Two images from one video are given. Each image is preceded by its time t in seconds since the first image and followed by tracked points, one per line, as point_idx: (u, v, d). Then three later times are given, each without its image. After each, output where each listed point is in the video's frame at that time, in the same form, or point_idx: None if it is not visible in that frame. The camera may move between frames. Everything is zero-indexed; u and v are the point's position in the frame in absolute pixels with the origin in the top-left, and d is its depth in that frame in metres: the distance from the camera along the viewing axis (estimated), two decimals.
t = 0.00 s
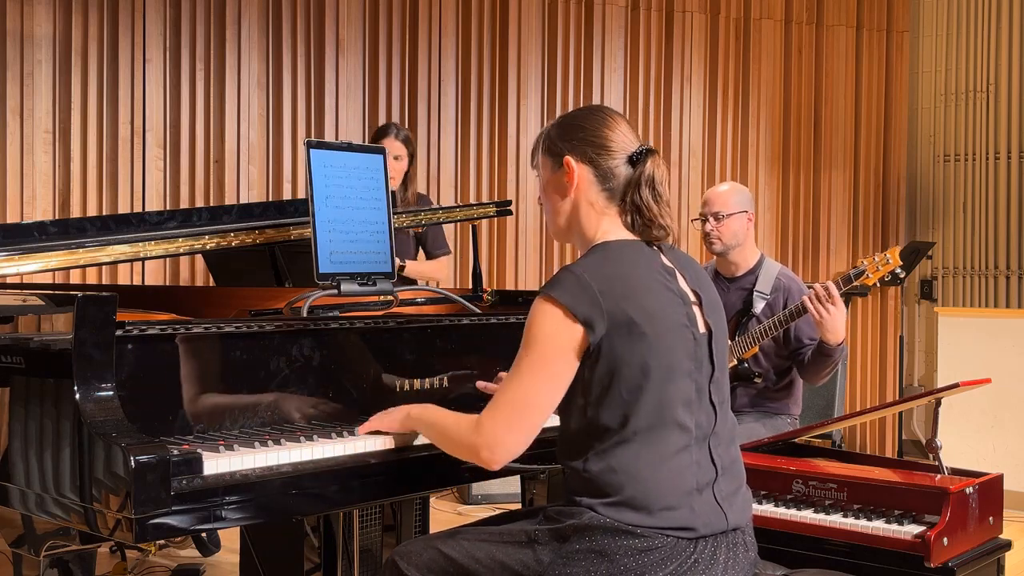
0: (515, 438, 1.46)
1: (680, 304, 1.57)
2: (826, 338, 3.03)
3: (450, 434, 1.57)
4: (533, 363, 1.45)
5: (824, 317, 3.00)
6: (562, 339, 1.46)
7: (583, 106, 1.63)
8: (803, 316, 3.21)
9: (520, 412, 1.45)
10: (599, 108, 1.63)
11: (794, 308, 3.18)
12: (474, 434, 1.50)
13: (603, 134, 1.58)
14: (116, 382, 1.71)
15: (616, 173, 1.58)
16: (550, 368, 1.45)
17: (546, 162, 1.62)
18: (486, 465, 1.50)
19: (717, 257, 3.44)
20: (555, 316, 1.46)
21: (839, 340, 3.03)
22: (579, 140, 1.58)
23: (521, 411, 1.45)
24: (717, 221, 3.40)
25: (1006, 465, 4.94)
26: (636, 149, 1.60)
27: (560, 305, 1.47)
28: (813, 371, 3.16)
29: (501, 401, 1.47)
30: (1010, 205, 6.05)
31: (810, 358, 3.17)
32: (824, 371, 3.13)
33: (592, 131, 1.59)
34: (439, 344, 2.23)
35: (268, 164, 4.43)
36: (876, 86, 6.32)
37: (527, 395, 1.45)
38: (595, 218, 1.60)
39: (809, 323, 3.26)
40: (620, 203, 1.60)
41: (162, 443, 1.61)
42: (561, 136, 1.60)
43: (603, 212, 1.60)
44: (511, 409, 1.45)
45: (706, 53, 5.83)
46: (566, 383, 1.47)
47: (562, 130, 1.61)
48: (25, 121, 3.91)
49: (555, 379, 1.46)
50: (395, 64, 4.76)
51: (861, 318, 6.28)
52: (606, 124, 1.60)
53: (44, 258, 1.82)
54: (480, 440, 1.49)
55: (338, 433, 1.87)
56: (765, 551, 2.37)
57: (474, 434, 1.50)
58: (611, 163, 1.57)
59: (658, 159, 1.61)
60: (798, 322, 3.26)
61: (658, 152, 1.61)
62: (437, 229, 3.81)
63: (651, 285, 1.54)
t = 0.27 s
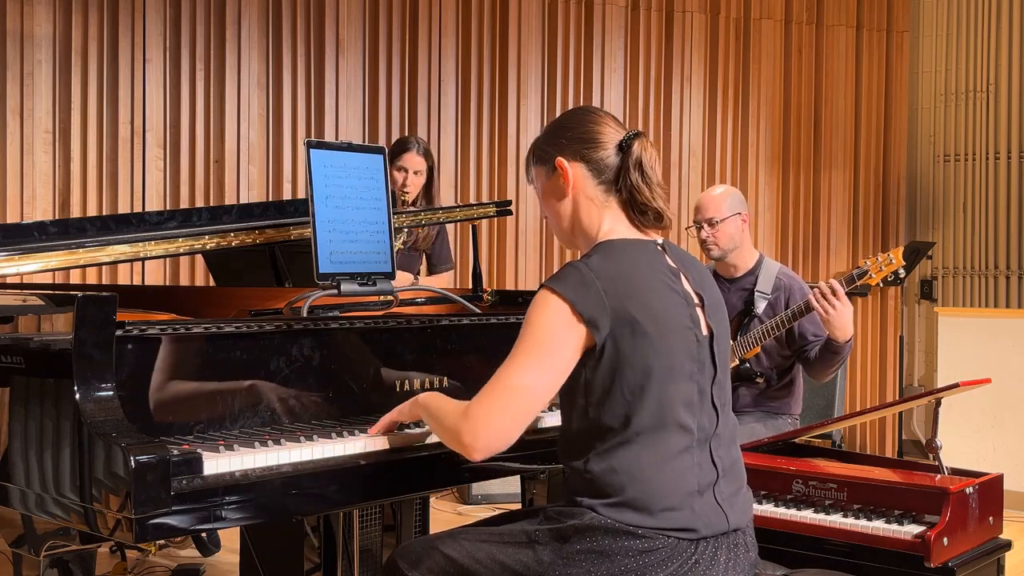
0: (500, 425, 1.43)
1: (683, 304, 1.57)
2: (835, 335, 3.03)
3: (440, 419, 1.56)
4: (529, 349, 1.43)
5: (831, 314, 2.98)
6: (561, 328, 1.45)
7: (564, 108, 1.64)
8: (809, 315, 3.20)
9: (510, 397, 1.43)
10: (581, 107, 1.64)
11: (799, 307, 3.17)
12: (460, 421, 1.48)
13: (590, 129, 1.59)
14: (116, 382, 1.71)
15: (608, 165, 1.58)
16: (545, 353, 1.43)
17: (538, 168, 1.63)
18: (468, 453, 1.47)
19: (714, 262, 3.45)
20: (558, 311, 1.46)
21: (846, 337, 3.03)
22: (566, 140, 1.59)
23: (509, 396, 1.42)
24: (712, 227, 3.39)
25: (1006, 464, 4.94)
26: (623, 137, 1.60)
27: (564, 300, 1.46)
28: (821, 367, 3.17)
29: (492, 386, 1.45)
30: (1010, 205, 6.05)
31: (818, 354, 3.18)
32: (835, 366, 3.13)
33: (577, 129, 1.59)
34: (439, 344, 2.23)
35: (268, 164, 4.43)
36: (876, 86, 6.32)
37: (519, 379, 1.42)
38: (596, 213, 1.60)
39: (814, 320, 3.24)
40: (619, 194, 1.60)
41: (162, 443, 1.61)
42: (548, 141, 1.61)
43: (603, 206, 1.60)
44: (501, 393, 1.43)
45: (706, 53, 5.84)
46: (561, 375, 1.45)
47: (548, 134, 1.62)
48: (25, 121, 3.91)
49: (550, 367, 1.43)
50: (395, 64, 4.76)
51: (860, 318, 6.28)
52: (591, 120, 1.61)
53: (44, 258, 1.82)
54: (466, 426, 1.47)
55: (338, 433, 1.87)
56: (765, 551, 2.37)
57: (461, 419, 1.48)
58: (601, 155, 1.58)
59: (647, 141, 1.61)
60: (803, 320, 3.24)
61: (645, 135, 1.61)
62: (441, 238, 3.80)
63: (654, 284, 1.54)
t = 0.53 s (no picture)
0: (457, 388, 1.44)
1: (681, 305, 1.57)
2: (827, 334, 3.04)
3: (410, 393, 1.55)
4: (507, 322, 1.44)
5: (824, 313, 3.00)
6: (544, 318, 1.44)
7: (566, 108, 1.63)
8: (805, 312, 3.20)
9: (475, 365, 1.43)
10: (582, 106, 1.63)
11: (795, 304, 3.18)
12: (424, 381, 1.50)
13: (589, 133, 1.58)
14: (116, 383, 1.71)
15: (608, 170, 1.57)
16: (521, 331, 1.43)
17: (537, 171, 1.63)
18: (425, 410, 1.49)
19: (714, 258, 3.45)
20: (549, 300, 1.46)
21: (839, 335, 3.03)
22: (565, 145, 1.58)
23: (475, 365, 1.43)
24: (712, 221, 3.40)
25: (1006, 465, 4.94)
26: (623, 141, 1.59)
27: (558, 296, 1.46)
28: (817, 365, 3.17)
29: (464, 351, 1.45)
30: (1010, 205, 6.04)
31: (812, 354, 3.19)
32: (829, 368, 3.14)
33: (575, 132, 1.59)
34: (438, 344, 2.23)
35: (268, 164, 4.43)
36: (876, 86, 6.32)
37: (489, 348, 1.43)
38: (595, 219, 1.60)
39: (808, 320, 3.26)
40: (617, 199, 1.60)
41: (162, 443, 1.61)
42: (546, 144, 1.61)
43: (602, 212, 1.60)
44: (469, 359, 1.43)
45: (706, 53, 5.84)
46: (531, 356, 1.44)
47: (547, 136, 1.61)
48: (25, 121, 3.91)
49: (521, 346, 1.43)
50: (395, 63, 4.76)
51: (861, 317, 6.28)
52: (588, 122, 1.60)
53: (44, 258, 1.82)
54: (429, 383, 1.48)
55: (338, 433, 1.87)
56: (765, 551, 2.37)
57: (428, 376, 1.49)
58: (601, 160, 1.57)
59: (646, 144, 1.61)
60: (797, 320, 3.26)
61: (645, 138, 1.60)
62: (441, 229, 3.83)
63: (652, 284, 1.54)
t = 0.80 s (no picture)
0: (452, 393, 1.46)
1: (677, 305, 1.57)
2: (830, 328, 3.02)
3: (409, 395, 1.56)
4: (501, 327, 1.45)
5: (827, 309, 2.98)
6: (537, 321, 1.45)
7: (580, 103, 1.61)
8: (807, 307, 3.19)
9: (470, 371, 1.44)
10: (596, 105, 1.61)
11: (794, 302, 3.17)
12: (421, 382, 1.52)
13: (599, 140, 1.57)
14: (116, 383, 1.71)
15: (615, 179, 1.57)
16: (516, 338, 1.44)
17: (542, 165, 1.62)
18: (420, 411, 1.51)
19: (714, 255, 3.45)
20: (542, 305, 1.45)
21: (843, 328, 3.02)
22: (575, 146, 1.57)
23: (470, 370, 1.44)
24: (714, 218, 3.42)
25: (1006, 465, 4.94)
26: (634, 150, 1.58)
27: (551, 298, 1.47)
28: (819, 365, 3.17)
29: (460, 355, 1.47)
30: (1010, 205, 6.04)
31: (815, 351, 3.17)
32: (832, 363, 3.12)
33: (585, 136, 1.57)
34: (438, 344, 2.23)
35: (268, 164, 4.43)
36: (876, 87, 6.32)
37: (485, 354, 1.44)
38: (595, 222, 1.61)
39: (808, 317, 3.27)
40: (620, 206, 1.60)
41: (162, 443, 1.61)
42: (554, 140, 1.59)
43: (603, 216, 1.60)
44: (464, 365, 1.45)
45: (706, 53, 5.84)
46: (526, 362, 1.45)
47: (556, 132, 1.59)
48: (25, 121, 3.91)
49: (515, 352, 1.44)
50: (396, 63, 4.76)
51: (861, 318, 6.28)
52: (599, 126, 1.58)
53: (44, 258, 1.82)
54: (426, 385, 1.50)
55: (338, 433, 1.88)
56: (765, 551, 2.37)
57: (424, 378, 1.51)
58: (608, 169, 1.56)
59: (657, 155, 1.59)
60: (798, 318, 3.27)
61: (656, 150, 1.58)
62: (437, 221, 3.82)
63: (647, 285, 1.54)
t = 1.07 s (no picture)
0: (500, 433, 1.46)
1: (677, 307, 1.56)
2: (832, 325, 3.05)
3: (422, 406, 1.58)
4: (527, 358, 1.45)
5: (831, 309, 3.00)
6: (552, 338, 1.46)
7: (593, 102, 1.60)
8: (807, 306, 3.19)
9: (511, 407, 1.45)
10: (609, 105, 1.60)
11: (795, 301, 3.17)
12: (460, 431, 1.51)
13: (610, 144, 1.56)
14: (116, 382, 1.71)
15: (621, 183, 1.57)
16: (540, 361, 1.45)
17: (549, 160, 1.61)
18: (470, 458, 1.51)
19: (714, 255, 3.46)
20: (547, 317, 1.46)
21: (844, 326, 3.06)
22: (585, 145, 1.57)
23: (512, 406, 1.45)
24: (714, 218, 3.41)
25: (1006, 465, 4.94)
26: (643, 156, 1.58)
27: (556, 307, 1.46)
28: (823, 364, 3.21)
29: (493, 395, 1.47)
30: (1010, 205, 6.04)
31: (819, 348, 3.21)
32: (835, 362, 3.17)
33: (596, 138, 1.57)
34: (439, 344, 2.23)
35: (268, 164, 4.43)
36: (876, 87, 6.33)
37: (519, 389, 1.45)
38: (595, 223, 1.61)
39: (810, 315, 3.27)
40: (622, 209, 1.60)
41: (163, 442, 1.61)
42: (565, 137, 1.58)
43: (605, 218, 1.60)
44: (503, 403, 1.45)
45: (706, 53, 5.84)
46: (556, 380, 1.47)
47: (568, 129, 1.58)
48: (25, 121, 3.91)
49: (547, 376, 1.45)
50: (396, 63, 4.76)
51: (861, 317, 6.28)
52: (612, 129, 1.58)
53: (44, 258, 1.82)
54: (467, 433, 1.50)
55: (338, 433, 1.87)
56: (765, 551, 2.36)
57: (462, 427, 1.50)
58: (616, 173, 1.56)
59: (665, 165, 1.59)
60: (799, 316, 3.27)
61: (665, 160, 1.58)
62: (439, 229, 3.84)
63: (648, 288, 1.53)
